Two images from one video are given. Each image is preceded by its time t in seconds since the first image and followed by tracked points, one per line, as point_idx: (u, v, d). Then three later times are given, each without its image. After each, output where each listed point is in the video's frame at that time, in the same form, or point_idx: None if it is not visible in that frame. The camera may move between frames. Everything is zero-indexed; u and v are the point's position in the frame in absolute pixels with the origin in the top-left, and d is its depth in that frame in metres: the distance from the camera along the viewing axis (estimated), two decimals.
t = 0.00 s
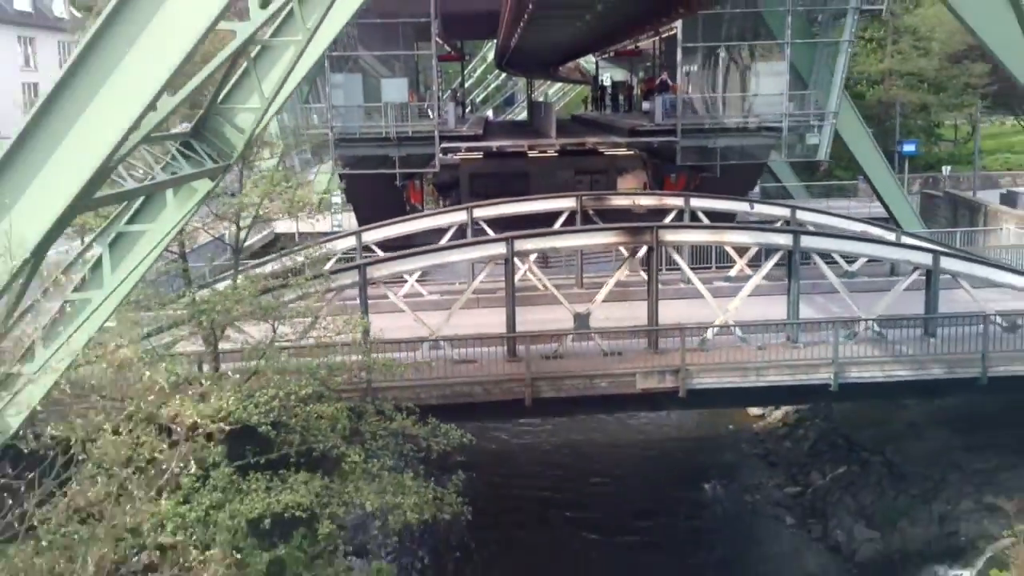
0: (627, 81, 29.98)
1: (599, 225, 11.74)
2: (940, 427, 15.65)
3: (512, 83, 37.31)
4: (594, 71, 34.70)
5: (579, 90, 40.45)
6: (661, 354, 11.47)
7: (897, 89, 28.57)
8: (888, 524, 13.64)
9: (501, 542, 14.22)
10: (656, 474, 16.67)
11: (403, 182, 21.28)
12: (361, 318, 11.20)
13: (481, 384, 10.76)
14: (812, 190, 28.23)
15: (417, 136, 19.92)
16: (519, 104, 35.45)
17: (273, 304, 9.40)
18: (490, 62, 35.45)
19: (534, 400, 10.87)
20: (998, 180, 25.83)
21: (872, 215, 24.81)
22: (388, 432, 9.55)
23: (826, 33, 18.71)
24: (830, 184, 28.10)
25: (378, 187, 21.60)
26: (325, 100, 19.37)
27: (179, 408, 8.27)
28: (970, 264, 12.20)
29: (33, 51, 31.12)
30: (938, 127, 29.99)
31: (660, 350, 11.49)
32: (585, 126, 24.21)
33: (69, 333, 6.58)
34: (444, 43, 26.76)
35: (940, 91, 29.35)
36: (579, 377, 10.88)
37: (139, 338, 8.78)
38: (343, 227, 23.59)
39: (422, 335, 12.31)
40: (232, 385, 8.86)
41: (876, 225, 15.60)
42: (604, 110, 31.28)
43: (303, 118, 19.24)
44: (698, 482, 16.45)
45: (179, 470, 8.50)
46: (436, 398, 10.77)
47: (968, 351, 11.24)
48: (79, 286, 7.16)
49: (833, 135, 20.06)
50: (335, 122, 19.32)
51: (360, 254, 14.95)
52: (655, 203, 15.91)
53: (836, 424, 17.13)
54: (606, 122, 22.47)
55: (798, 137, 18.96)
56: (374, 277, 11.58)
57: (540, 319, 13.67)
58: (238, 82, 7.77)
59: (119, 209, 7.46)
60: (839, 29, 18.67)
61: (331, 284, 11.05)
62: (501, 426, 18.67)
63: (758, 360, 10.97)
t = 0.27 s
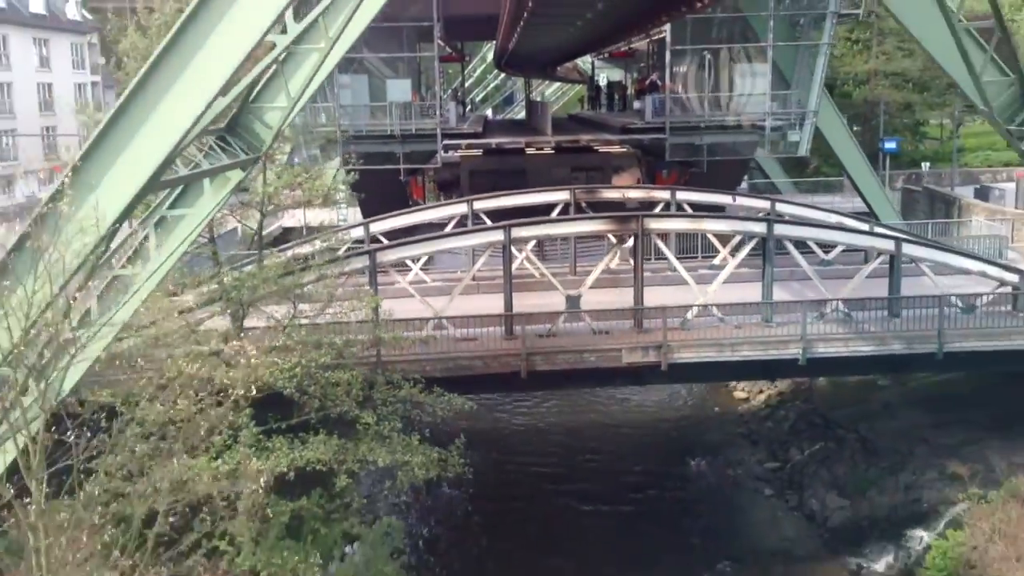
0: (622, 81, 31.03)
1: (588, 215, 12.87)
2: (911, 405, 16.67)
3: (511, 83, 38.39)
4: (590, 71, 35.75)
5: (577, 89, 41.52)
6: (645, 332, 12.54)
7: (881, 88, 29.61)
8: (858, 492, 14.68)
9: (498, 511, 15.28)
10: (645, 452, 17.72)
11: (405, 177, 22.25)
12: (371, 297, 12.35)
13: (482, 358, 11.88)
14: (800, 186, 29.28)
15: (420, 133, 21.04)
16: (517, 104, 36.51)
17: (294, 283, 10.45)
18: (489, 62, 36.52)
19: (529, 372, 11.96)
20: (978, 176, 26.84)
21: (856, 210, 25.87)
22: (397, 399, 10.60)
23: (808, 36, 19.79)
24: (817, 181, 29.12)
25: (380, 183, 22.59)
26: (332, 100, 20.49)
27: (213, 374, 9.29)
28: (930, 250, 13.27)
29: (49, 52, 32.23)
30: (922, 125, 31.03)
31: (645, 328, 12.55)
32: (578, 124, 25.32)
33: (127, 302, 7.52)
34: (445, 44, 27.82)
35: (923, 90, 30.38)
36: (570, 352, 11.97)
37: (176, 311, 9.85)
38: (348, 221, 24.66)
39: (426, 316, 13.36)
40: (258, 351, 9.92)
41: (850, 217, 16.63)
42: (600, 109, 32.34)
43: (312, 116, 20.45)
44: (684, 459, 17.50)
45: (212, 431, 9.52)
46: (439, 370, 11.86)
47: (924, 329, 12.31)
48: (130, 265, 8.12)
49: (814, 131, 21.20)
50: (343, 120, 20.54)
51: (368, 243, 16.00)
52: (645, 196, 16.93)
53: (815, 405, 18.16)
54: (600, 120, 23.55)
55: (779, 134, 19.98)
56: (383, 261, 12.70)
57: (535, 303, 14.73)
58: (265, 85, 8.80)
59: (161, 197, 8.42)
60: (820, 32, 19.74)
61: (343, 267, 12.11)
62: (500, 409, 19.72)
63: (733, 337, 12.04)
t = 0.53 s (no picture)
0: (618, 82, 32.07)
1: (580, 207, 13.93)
2: (886, 389, 17.68)
3: (510, 84, 39.43)
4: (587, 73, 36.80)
5: (575, 90, 42.56)
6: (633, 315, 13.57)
7: (867, 89, 30.66)
8: (833, 467, 15.70)
9: (495, 483, 16.34)
10: (636, 434, 18.75)
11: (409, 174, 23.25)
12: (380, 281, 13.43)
13: (481, 338, 12.95)
14: (788, 184, 30.32)
15: (423, 132, 22.22)
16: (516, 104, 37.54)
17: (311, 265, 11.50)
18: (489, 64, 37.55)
19: (526, 350, 13.04)
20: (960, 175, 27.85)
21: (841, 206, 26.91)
22: (405, 372, 11.65)
23: (792, 40, 20.82)
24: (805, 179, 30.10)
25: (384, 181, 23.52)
26: (341, 100, 21.57)
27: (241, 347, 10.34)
28: (897, 240, 14.32)
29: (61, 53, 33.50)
30: (907, 125, 32.08)
31: (632, 312, 13.58)
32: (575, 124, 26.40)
33: (174, 270, 8.78)
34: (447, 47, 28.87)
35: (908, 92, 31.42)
36: (562, 333, 13.02)
37: (206, 290, 10.86)
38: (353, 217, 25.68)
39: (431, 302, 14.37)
40: (281, 325, 10.94)
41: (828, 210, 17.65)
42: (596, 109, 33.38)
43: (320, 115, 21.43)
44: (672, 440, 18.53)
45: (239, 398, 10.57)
46: (443, 348, 12.95)
47: (888, 313, 13.39)
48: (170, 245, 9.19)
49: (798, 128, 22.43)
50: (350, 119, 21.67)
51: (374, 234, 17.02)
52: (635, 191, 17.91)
53: (798, 390, 19.17)
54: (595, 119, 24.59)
55: (764, 133, 21.10)
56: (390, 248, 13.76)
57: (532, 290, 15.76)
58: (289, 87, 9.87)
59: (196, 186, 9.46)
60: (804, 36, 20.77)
61: (354, 254, 13.16)
62: (499, 393, 20.74)
63: (713, 319, 13.07)
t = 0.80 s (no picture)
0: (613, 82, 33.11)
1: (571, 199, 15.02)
2: (863, 372, 18.73)
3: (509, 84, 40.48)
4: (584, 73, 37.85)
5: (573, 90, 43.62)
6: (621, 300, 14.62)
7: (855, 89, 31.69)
8: (810, 444, 16.76)
9: (493, 459, 17.44)
10: (626, 415, 19.84)
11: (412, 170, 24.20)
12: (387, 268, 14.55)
13: (479, 320, 14.02)
14: (778, 181, 31.36)
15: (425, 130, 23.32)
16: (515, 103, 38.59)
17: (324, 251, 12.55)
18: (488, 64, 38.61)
19: (521, 331, 14.12)
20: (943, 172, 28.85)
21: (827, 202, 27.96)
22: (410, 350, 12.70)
23: (776, 41, 21.79)
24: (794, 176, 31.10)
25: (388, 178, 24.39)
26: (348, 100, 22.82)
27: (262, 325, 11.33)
28: (867, 231, 15.40)
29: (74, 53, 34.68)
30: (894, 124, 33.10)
31: (621, 297, 14.63)
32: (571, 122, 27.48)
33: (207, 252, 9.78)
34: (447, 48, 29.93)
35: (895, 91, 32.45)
36: (555, 315, 14.08)
37: (229, 272, 11.90)
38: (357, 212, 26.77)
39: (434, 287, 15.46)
40: (297, 304, 12.02)
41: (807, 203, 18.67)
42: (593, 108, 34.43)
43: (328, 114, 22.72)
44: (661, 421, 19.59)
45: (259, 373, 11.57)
46: (445, 328, 14.03)
47: (856, 297, 14.48)
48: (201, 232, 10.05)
49: (784, 126, 23.34)
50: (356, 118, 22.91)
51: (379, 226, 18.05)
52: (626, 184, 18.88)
53: (781, 374, 20.21)
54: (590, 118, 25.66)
55: (749, 131, 22.22)
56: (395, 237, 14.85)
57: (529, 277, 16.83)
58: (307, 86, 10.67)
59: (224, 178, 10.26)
60: (787, 38, 21.75)
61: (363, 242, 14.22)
62: (496, 380, 21.78)
63: (695, 302, 14.13)
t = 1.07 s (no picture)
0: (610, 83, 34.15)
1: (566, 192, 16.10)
2: (843, 359, 19.76)
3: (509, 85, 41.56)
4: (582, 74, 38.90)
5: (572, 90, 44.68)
6: (612, 288, 15.67)
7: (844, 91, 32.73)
8: (791, 424, 17.75)
9: (492, 439, 18.48)
10: (619, 400, 20.88)
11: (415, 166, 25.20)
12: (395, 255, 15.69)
13: (481, 305, 15.13)
14: (770, 178, 32.34)
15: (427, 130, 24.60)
16: (515, 103, 39.66)
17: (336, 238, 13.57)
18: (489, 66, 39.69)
19: (519, 315, 15.20)
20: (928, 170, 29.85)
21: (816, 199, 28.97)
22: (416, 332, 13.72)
23: (762, 44, 22.86)
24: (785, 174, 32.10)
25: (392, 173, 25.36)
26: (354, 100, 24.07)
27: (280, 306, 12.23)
28: (843, 223, 16.47)
29: (87, 55, 35.83)
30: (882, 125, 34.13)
31: (611, 285, 15.68)
32: (568, 121, 28.54)
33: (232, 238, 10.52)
34: (450, 50, 30.98)
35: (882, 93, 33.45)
36: (551, 301, 15.17)
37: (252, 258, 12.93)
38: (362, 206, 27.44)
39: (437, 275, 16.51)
40: (312, 287, 13.06)
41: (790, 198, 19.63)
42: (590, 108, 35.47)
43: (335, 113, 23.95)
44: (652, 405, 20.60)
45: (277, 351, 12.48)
46: (449, 312, 15.13)
47: (832, 286, 15.56)
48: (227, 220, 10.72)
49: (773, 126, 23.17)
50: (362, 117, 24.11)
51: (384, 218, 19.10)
52: (619, 180, 19.86)
53: (766, 361, 21.23)
54: (586, 118, 26.70)
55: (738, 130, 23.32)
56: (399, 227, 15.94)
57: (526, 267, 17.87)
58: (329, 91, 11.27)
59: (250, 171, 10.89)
60: (774, 41, 22.75)
61: (371, 232, 15.26)
62: (494, 368, 22.79)
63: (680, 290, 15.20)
